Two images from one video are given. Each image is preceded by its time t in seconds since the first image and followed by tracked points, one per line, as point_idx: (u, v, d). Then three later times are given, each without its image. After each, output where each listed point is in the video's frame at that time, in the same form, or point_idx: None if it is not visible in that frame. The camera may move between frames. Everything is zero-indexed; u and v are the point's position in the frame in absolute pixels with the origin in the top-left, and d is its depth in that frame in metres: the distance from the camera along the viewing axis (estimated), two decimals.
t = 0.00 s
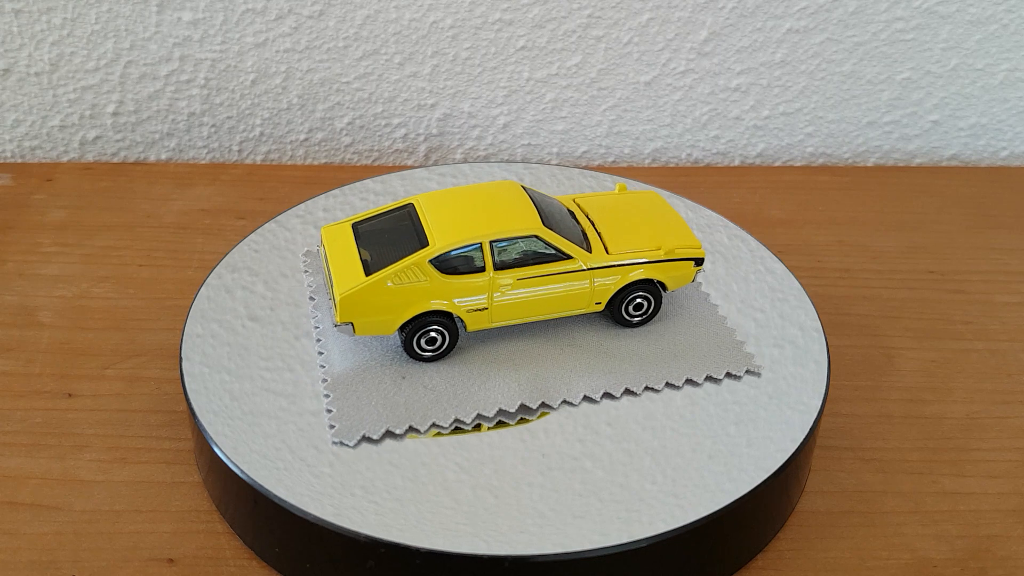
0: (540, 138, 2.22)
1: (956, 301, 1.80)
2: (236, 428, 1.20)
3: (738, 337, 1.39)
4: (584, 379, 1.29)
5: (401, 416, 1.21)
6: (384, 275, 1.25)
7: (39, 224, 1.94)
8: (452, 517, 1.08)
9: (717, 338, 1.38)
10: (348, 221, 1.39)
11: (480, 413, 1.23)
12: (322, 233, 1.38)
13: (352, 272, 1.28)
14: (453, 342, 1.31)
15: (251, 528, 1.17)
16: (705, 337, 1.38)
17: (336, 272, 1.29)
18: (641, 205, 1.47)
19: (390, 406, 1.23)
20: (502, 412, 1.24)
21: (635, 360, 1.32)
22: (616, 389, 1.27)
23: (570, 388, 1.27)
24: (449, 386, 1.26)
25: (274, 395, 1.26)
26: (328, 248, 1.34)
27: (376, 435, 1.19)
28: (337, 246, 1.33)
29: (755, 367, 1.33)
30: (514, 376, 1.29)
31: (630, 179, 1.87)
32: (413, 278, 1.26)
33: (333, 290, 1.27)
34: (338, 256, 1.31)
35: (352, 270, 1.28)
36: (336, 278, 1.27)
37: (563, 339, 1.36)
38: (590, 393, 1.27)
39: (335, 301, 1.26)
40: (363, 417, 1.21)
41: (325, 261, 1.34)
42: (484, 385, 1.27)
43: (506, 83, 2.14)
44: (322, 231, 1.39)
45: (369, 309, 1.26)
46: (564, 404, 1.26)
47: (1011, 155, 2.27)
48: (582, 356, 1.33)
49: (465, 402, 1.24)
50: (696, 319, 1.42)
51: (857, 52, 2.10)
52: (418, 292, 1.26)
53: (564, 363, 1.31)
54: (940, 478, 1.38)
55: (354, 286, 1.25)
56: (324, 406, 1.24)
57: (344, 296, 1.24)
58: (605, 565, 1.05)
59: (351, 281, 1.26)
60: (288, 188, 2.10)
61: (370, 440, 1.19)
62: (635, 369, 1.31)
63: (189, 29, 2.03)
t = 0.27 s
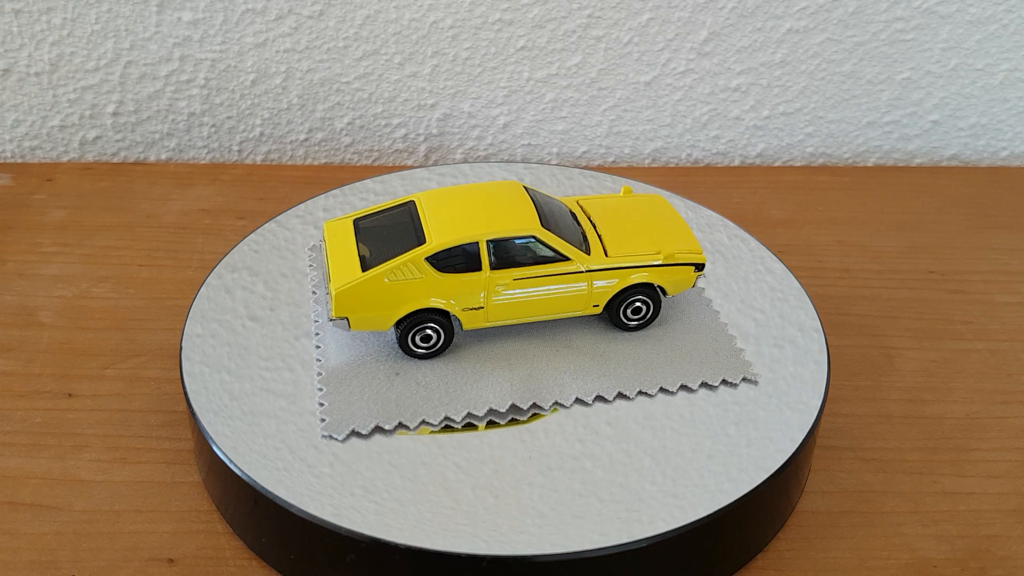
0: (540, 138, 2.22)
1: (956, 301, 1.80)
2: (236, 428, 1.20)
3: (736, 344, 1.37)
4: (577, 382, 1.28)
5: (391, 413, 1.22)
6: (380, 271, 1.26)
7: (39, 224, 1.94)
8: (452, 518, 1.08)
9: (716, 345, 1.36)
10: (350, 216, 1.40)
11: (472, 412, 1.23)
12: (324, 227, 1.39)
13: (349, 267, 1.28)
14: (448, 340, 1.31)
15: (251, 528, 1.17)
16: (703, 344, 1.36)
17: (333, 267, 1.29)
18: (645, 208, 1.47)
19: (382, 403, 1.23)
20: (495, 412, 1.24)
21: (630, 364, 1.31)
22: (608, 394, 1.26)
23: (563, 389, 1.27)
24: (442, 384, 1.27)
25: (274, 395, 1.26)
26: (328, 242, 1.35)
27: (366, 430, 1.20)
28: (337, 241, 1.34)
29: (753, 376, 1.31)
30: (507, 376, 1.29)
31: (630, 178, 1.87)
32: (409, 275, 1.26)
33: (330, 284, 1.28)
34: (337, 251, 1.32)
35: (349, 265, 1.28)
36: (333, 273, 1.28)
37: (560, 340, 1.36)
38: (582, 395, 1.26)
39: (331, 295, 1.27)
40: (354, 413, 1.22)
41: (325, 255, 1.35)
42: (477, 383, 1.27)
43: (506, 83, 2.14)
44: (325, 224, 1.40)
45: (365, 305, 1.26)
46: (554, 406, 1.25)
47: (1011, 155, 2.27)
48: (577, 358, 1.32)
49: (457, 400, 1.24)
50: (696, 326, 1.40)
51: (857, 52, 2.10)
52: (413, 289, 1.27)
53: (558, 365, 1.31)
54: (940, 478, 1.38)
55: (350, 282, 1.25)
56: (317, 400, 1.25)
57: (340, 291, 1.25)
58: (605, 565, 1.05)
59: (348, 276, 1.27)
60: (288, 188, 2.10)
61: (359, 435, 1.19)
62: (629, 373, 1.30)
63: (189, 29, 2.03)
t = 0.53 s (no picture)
0: (540, 138, 2.22)
1: (956, 301, 1.80)
2: (236, 428, 1.20)
3: (735, 352, 1.36)
4: (570, 384, 1.28)
5: (381, 409, 1.23)
6: (376, 268, 1.27)
7: (38, 224, 1.94)
8: (452, 518, 1.08)
9: (716, 351, 1.35)
10: (354, 212, 1.41)
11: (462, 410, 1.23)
12: (329, 221, 1.41)
13: (347, 262, 1.30)
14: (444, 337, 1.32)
15: (251, 528, 1.17)
16: (702, 350, 1.35)
17: (332, 262, 1.31)
18: (648, 211, 1.46)
19: (375, 400, 1.24)
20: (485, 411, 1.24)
21: (624, 368, 1.31)
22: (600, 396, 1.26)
23: (554, 391, 1.27)
24: (434, 382, 1.27)
25: (274, 395, 1.26)
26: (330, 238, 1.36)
27: (356, 425, 1.20)
28: (338, 237, 1.36)
29: (749, 385, 1.30)
30: (501, 375, 1.29)
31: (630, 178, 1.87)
32: (405, 273, 1.27)
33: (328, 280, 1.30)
34: (337, 247, 1.34)
35: (348, 261, 1.30)
36: (331, 269, 1.30)
37: (557, 343, 1.35)
38: (572, 397, 1.26)
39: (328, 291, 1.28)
40: (344, 408, 1.23)
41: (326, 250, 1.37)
42: (469, 382, 1.27)
43: (506, 83, 2.14)
44: (329, 219, 1.42)
45: (360, 301, 1.28)
46: (546, 408, 1.25)
47: (1011, 155, 2.27)
48: (572, 361, 1.32)
49: (447, 398, 1.25)
50: (697, 333, 1.39)
51: (857, 52, 2.11)
52: (408, 286, 1.28)
53: (552, 366, 1.31)
54: (940, 478, 1.38)
55: (346, 278, 1.27)
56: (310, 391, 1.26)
57: (336, 286, 1.27)
58: (605, 565, 1.05)
59: (345, 272, 1.28)
60: (288, 188, 2.10)
61: (348, 429, 1.20)
62: (623, 377, 1.29)
63: (189, 29, 2.03)
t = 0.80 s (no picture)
0: (540, 138, 2.22)
1: (956, 301, 1.80)
2: (236, 428, 1.20)
3: (732, 359, 1.34)
4: (563, 386, 1.28)
5: (372, 405, 1.24)
6: (373, 264, 1.28)
7: (38, 224, 1.94)
8: (452, 518, 1.08)
9: (714, 357, 1.34)
10: (358, 208, 1.42)
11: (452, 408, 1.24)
12: (333, 216, 1.43)
13: (346, 258, 1.31)
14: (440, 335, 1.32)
15: (251, 528, 1.17)
16: (700, 356, 1.34)
17: (331, 257, 1.32)
18: (652, 215, 1.45)
19: (367, 396, 1.25)
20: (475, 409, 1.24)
21: (618, 372, 1.30)
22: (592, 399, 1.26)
23: (546, 392, 1.26)
24: (427, 379, 1.28)
25: (274, 395, 1.26)
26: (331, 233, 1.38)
27: (346, 420, 1.21)
28: (340, 232, 1.37)
29: (744, 394, 1.28)
30: (494, 375, 1.29)
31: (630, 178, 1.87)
32: (401, 269, 1.28)
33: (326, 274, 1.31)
34: (337, 242, 1.35)
35: (346, 256, 1.31)
36: (330, 263, 1.31)
37: (554, 345, 1.35)
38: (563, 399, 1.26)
39: (325, 285, 1.29)
40: (336, 402, 1.24)
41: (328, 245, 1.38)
42: (462, 381, 1.28)
43: (505, 83, 2.14)
44: (334, 214, 1.44)
45: (357, 296, 1.29)
46: (538, 409, 1.25)
47: (1011, 155, 2.27)
48: (567, 363, 1.32)
49: (438, 396, 1.25)
50: (697, 339, 1.38)
51: (857, 52, 2.11)
52: (404, 283, 1.29)
53: (546, 368, 1.30)
54: (940, 478, 1.38)
55: (344, 273, 1.28)
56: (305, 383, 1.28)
57: (333, 281, 1.28)
58: (605, 565, 1.05)
59: (343, 268, 1.29)
60: (288, 188, 2.10)
61: (338, 423, 1.21)
62: (617, 381, 1.29)
63: (189, 29, 2.03)
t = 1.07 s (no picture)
0: (540, 138, 2.22)
1: (956, 301, 1.80)
2: (236, 428, 1.20)
3: (730, 365, 1.33)
4: (555, 387, 1.27)
5: (363, 400, 1.24)
6: (371, 260, 1.29)
7: (38, 224, 1.94)
8: (452, 518, 1.08)
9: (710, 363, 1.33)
10: (361, 204, 1.43)
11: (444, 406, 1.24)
12: (337, 211, 1.44)
13: (345, 253, 1.32)
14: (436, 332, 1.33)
15: (252, 528, 1.17)
16: (697, 362, 1.33)
17: (331, 252, 1.33)
18: (655, 219, 1.44)
19: (360, 391, 1.26)
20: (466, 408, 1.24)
21: (613, 376, 1.30)
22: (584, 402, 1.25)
23: (537, 393, 1.26)
24: (420, 377, 1.28)
25: (274, 395, 1.26)
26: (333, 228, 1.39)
27: (338, 413, 1.22)
28: (341, 228, 1.38)
29: (739, 402, 1.27)
30: (488, 374, 1.29)
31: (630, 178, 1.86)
32: (399, 267, 1.29)
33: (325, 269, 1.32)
34: (338, 238, 1.36)
35: (346, 252, 1.32)
36: (329, 258, 1.32)
37: (550, 347, 1.35)
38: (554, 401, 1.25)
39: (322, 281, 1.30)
40: (328, 397, 1.25)
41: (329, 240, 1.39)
42: (455, 380, 1.28)
43: (506, 83, 2.14)
44: (337, 209, 1.45)
45: (354, 292, 1.30)
46: (528, 410, 1.24)
47: (1011, 155, 2.27)
48: (561, 365, 1.31)
49: (429, 393, 1.25)
50: (698, 345, 1.37)
51: (857, 52, 2.11)
52: (401, 280, 1.29)
53: (541, 369, 1.30)
54: (940, 478, 1.38)
55: (341, 269, 1.29)
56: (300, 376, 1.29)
57: (330, 276, 1.29)
58: (605, 565, 1.05)
59: (341, 263, 1.30)
60: (288, 188, 2.10)
61: (329, 417, 1.22)
62: (610, 384, 1.28)
63: (189, 29, 2.03)
